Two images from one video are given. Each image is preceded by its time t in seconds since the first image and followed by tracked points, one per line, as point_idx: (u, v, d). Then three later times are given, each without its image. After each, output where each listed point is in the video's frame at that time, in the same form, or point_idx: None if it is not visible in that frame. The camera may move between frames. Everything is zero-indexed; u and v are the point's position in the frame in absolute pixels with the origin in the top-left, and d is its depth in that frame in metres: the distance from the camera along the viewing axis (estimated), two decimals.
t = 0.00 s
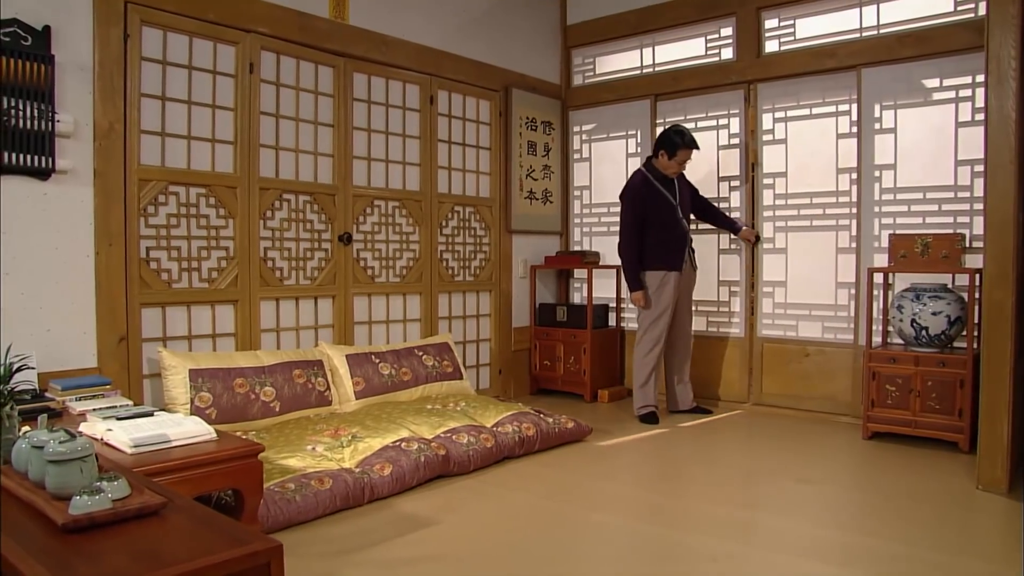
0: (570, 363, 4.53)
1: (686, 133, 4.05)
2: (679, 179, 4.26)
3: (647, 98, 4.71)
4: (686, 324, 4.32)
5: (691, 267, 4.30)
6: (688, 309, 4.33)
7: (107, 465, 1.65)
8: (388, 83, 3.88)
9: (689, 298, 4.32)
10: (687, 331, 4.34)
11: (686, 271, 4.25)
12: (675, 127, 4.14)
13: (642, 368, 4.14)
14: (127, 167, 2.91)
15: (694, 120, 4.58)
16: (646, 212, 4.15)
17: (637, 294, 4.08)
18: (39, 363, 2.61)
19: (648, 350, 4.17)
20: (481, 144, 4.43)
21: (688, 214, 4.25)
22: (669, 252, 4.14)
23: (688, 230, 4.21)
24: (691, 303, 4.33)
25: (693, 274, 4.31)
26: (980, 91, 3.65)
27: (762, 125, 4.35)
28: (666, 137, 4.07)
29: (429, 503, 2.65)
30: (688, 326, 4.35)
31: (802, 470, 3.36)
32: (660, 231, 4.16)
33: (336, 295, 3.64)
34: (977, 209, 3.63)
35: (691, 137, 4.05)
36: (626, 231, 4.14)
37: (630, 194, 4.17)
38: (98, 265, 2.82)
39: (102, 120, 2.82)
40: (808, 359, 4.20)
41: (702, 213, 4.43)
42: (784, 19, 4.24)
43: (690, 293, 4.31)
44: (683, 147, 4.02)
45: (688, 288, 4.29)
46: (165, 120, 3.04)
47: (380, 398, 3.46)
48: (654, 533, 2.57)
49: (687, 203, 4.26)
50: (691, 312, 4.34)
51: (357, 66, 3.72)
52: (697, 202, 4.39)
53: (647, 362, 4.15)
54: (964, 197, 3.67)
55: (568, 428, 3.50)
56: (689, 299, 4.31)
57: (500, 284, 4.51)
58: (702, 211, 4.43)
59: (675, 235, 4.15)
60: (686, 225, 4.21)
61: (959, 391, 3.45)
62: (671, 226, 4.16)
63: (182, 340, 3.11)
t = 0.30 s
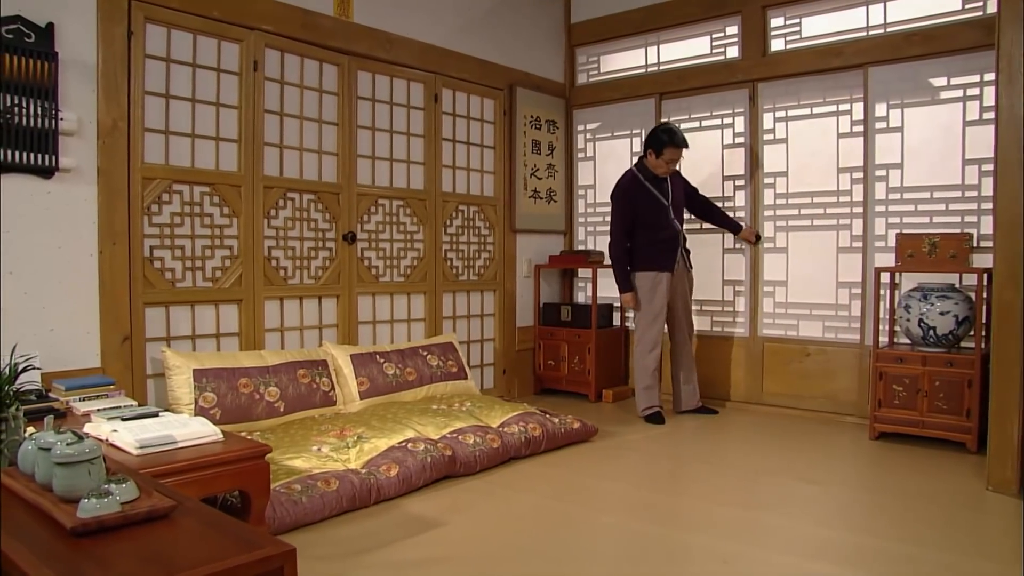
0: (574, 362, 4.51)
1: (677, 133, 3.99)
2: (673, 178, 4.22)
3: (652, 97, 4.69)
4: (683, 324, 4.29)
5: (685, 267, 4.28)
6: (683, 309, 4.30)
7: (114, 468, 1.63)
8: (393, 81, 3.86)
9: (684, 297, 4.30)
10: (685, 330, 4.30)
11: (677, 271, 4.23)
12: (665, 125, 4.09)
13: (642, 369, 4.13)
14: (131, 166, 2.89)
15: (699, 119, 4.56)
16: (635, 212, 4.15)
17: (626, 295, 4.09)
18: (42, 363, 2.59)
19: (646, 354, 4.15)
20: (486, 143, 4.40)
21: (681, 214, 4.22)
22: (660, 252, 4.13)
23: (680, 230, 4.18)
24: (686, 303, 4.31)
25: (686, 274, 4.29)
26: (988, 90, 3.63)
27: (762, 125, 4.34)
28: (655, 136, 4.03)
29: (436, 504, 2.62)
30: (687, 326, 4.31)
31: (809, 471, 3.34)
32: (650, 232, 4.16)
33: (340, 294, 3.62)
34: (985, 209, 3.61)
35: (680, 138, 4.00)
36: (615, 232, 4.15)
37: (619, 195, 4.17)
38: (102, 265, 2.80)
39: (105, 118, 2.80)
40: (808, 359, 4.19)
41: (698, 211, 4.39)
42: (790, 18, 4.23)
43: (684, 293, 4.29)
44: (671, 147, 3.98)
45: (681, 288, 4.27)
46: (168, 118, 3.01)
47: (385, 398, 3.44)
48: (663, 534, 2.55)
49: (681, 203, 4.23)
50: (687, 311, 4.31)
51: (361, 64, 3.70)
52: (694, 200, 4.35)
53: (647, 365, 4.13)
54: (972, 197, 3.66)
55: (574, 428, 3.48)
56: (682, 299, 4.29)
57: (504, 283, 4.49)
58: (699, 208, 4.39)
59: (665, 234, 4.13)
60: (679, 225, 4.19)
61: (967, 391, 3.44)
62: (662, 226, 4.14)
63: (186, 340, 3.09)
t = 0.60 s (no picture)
0: (580, 362, 4.48)
1: (665, 125, 3.91)
2: (671, 175, 4.12)
3: (657, 96, 4.66)
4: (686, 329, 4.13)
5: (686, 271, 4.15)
6: (685, 313, 4.16)
7: (125, 472, 1.60)
8: (398, 79, 3.83)
9: (686, 301, 4.17)
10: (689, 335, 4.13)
11: (673, 273, 4.12)
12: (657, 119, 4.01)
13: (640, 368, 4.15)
14: (136, 164, 2.86)
15: (705, 118, 4.53)
16: (629, 212, 4.14)
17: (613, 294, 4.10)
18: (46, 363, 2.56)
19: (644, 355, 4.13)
20: (491, 141, 4.38)
21: (680, 215, 4.12)
22: (653, 253, 4.07)
23: (676, 232, 4.09)
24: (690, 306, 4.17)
25: (688, 278, 4.15)
26: (998, 89, 3.60)
27: (769, 124, 4.31)
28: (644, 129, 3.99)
29: (444, 506, 2.60)
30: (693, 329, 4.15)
31: (818, 472, 3.31)
32: (643, 233, 4.12)
33: (346, 293, 3.59)
34: (995, 208, 3.59)
35: (668, 129, 3.91)
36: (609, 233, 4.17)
37: (614, 193, 4.18)
38: (106, 264, 2.77)
39: (110, 116, 2.77)
40: (815, 359, 4.16)
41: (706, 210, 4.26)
42: (797, 16, 4.20)
43: (685, 297, 4.15)
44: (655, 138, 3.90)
45: (681, 292, 4.15)
46: (173, 116, 2.99)
47: (391, 399, 3.42)
48: (673, 536, 2.52)
49: (680, 202, 4.12)
50: (690, 316, 4.15)
51: (366, 62, 3.67)
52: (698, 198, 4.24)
53: (644, 365, 4.13)
54: (981, 197, 3.63)
55: (582, 429, 3.46)
56: (684, 302, 4.16)
57: (509, 283, 4.46)
58: (707, 207, 4.25)
59: (658, 234, 4.07)
60: (675, 228, 4.09)
61: (977, 392, 3.42)
62: (657, 228, 4.08)
63: (191, 340, 3.06)
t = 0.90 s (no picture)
0: (585, 363, 4.44)
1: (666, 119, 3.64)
2: (674, 174, 3.78)
3: (664, 94, 4.64)
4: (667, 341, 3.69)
5: (679, 277, 3.72)
6: (672, 323, 3.71)
7: (137, 477, 1.57)
8: (403, 77, 3.80)
9: (676, 311, 3.71)
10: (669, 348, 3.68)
11: (662, 279, 3.73)
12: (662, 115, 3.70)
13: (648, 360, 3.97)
14: (140, 162, 2.82)
15: (712, 117, 4.50)
16: (625, 213, 3.84)
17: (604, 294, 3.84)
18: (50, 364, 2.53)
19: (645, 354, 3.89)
20: (496, 140, 4.34)
21: (681, 216, 3.76)
22: (639, 257, 3.77)
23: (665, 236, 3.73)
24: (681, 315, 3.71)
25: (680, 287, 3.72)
26: (1009, 87, 3.57)
27: (777, 123, 4.28)
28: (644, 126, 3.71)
29: (453, 509, 2.57)
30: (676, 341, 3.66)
31: (827, 473, 3.29)
32: (638, 234, 3.81)
33: (351, 293, 3.55)
34: (1005, 208, 3.56)
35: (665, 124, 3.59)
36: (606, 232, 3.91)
37: (614, 191, 3.87)
38: (111, 263, 2.74)
39: (115, 113, 2.74)
40: (823, 359, 4.14)
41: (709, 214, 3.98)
42: (805, 15, 4.18)
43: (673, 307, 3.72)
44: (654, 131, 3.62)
45: (672, 299, 3.72)
46: (178, 114, 2.95)
47: (397, 399, 3.39)
48: (686, 539, 2.49)
49: (684, 204, 3.77)
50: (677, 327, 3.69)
51: (372, 60, 3.64)
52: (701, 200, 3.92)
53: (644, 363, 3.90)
54: (991, 197, 3.61)
55: (589, 430, 3.43)
56: (672, 312, 3.72)
57: (514, 283, 4.43)
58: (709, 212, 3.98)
59: (649, 236, 3.76)
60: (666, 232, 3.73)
61: (988, 393, 3.39)
62: (650, 230, 3.77)
63: (196, 340, 3.03)
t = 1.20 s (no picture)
0: (592, 363, 4.41)
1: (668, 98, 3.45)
2: (671, 160, 3.53)
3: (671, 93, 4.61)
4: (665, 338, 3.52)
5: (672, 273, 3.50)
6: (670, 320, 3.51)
7: (149, 484, 1.54)
8: (410, 75, 3.76)
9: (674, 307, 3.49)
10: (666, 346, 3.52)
11: (652, 273, 3.56)
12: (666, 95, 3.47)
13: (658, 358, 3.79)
14: (146, 161, 2.79)
15: (719, 116, 4.47)
16: (621, 204, 3.67)
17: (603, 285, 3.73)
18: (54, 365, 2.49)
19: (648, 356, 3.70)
20: (503, 139, 4.31)
21: (672, 208, 3.51)
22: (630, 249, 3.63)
23: (651, 227, 3.54)
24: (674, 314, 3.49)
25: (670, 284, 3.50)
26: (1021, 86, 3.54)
27: (785, 122, 4.25)
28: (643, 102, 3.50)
29: (464, 512, 2.53)
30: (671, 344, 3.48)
31: (839, 475, 3.25)
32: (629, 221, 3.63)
33: (357, 293, 3.52)
34: (1017, 209, 3.53)
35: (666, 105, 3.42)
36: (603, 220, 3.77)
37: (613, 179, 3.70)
38: (115, 262, 2.70)
39: (119, 111, 2.70)
40: (832, 360, 4.11)
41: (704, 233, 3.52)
42: (814, 13, 4.14)
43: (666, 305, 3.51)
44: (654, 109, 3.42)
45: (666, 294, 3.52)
46: (183, 112, 2.92)
47: (404, 401, 3.35)
48: (700, 542, 2.45)
49: (676, 194, 3.50)
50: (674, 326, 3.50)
51: (378, 57, 3.60)
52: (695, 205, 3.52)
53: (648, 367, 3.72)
54: (1003, 196, 3.58)
55: (599, 432, 3.39)
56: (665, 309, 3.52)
57: (520, 283, 4.39)
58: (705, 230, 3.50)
59: (638, 229, 3.59)
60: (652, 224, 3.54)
61: (1000, 394, 3.36)
62: (639, 219, 3.58)
63: (201, 340, 2.99)
